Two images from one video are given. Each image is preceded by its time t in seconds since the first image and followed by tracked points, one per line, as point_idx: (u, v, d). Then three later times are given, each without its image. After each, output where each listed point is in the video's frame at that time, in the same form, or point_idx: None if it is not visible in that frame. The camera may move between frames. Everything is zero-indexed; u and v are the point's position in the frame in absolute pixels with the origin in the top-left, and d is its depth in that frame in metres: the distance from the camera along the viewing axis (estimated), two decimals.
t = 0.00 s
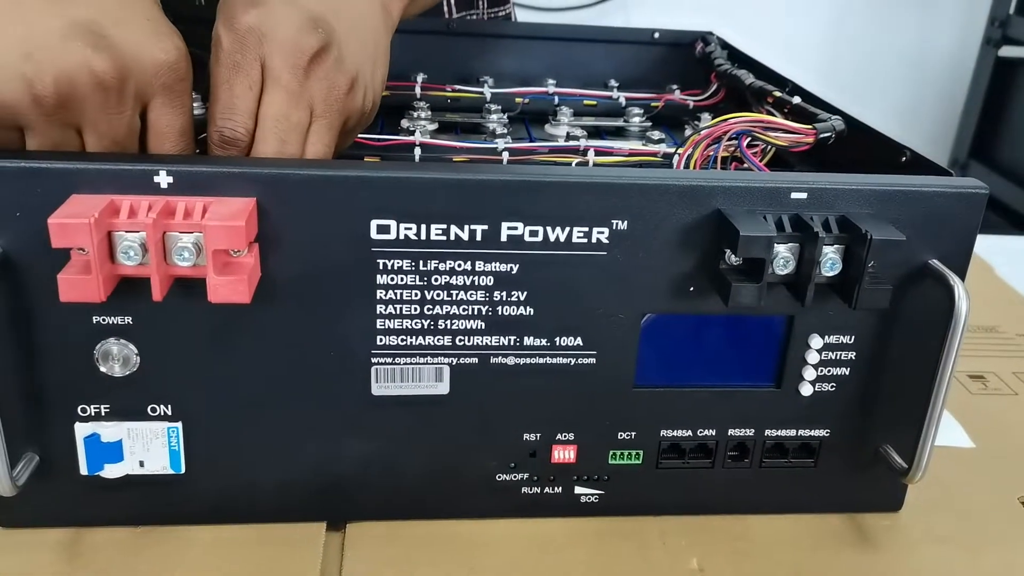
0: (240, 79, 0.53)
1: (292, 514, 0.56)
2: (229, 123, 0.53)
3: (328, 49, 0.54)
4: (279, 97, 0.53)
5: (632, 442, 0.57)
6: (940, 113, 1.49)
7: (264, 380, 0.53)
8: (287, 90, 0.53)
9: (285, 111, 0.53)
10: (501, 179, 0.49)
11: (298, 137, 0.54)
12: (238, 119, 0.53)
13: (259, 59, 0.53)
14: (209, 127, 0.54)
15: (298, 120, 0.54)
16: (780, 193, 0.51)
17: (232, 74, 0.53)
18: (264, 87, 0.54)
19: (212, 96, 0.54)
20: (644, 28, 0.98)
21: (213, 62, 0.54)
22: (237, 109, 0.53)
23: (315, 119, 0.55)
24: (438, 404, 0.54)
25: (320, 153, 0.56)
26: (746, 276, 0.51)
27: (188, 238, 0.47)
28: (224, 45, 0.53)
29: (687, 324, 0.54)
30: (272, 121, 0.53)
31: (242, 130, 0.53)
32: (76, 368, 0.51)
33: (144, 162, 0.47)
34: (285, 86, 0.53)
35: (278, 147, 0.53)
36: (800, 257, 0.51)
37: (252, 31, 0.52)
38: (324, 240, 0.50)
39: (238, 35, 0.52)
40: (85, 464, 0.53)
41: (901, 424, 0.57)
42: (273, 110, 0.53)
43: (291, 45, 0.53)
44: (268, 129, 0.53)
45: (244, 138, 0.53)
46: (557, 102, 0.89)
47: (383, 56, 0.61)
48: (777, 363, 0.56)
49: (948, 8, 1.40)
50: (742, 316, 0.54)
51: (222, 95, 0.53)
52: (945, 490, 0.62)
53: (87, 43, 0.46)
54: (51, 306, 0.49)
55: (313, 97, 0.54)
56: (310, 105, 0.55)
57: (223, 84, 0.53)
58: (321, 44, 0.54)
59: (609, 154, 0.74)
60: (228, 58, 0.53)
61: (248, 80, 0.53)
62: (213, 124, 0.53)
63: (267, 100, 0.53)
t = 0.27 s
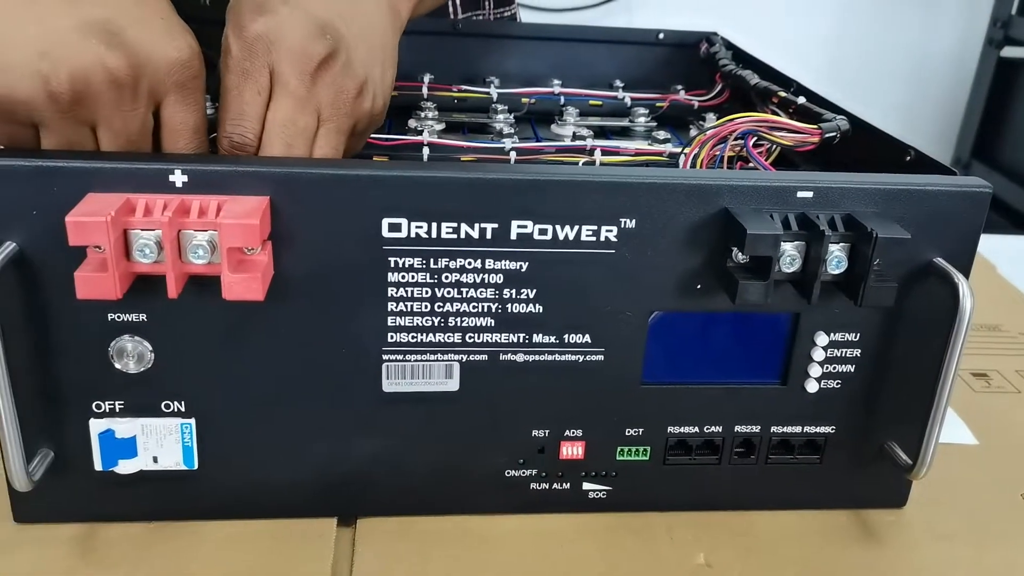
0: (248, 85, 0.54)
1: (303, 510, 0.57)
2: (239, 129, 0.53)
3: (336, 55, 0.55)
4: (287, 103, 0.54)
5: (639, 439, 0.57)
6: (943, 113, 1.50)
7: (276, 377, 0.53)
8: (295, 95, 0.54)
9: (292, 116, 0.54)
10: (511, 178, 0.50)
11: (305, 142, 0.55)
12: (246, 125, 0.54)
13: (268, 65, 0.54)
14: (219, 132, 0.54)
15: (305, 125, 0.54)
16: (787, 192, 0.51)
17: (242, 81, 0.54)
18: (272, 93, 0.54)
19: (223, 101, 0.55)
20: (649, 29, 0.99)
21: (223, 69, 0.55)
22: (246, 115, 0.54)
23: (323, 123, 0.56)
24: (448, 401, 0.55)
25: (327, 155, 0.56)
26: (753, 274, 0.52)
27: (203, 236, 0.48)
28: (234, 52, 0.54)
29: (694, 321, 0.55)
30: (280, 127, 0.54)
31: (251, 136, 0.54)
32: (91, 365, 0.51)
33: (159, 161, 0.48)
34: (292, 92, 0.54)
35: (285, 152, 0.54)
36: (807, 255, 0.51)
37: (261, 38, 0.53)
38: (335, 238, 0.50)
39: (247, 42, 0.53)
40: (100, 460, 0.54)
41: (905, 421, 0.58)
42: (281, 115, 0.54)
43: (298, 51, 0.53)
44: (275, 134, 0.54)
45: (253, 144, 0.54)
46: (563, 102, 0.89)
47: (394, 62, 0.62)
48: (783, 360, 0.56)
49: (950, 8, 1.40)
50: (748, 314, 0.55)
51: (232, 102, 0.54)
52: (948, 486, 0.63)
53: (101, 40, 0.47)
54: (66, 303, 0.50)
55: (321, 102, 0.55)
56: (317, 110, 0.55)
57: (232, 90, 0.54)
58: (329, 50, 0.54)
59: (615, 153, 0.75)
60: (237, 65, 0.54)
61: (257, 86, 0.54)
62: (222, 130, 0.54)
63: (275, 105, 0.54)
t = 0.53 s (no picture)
0: (252, 87, 0.54)
1: (311, 506, 0.57)
2: (247, 133, 0.54)
3: (335, 51, 0.55)
4: (289, 101, 0.54)
5: (645, 435, 0.58)
6: (945, 112, 1.50)
7: (285, 374, 0.54)
8: (296, 93, 0.54)
9: (295, 114, 0.54)
10: (519, 176, 0.50)
11: (309, 139, 0.55)
12: (253, 127, 0.54)
13: (269, 65, 0.54)
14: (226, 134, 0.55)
15: (308, 122, 0.55)
16: (792, 190, 0.52)
17: (245, 82, 0.54)
18: (275, 92, 0.55)
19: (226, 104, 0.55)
20: (652, 29, 0.99)
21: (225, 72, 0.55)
22: (252, 117, 0.54)
23: (325, 120, 0.56)
24: (455, 398, 0.55)
25: (330, 152, 0.57)
26: (758, 271, 0.52)
27: (213, 234, 0.48)
28: (234, 56, 0.54)
29: (700, 318, 0.55)
30: (284, 125, 0.54)
31: (259, 138, 0.54)
32: (101, 361, 0.52)
33: (169, 159, 0.48)
34: (294, 89, 0.54)
35: (291, 150, 0.54)
36: (812, 253, 0.52)
37: (261, 38, 0.54)
38: (344, 236, 0.51)
39: (247, 44, 0.54)
40: (110, 456, 0.54)
41: (909, 418, 0.58)
42: (284, 113, 0.54)
43: (297, 48, 0.54)
44: (280, 133, 0.54)
45: (261, 145, 0.54)
46: (567, 101, 0.90)
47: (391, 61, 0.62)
48: (788, 356, 0.57)
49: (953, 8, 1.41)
50: (754, 311, 0.55)
51: (237, 105, 0.54)
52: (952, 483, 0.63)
53: (113, 42, 0.47)
54: (78, 300, 0.50)
55: (322, 98, 0.56)
56: (319, 107, 0.56)
57: (236, 93, 0.54)
58: (327, 46, 0.55)
59: (620, 152, 0.75)
60: (239, 67, 0.54)
61: (261, 86, 0.54)
62: (231, 136, 0.54)
63: (278, 104, 0.54)
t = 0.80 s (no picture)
0: (257, 78, 0.54)
1: (317, 502, 0.58)
2: (251, 125, 0.53)
3: (340, 44, 0.56)
4: (293, 93, 0.54)
5: (649, 432, 0.58)
6: (946, 111, 1.51)
7: (291, 371, 0.54)
8: (302, 86, 0.55)
9: (300, 106, 0.55)
10: (524, 174, 0.50)
11: (312, 133, 0.55)
12: (256, 119, 0.53)
13: (275, 57, 0.54)
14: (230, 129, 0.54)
15: (312, 115, 0.55)
16: (795, 187, 0.52)
17: (250, 74, 0.54)
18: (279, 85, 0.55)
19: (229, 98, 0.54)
20: (654, 28, 1.00)
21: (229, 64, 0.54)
22: (256, 109, 0.53)
23: (329, 114, 0.57)
24: (460, 395, 0.56)
25: (331, 147, 0.57)
26: (762, 269, 0.52)
27: (220, 231, 0.48)
28: (240, 47, 0.53)
29: (704, 315, 0.55)
30: (287, 118, 0.54)
31: (262, 130, 0.54)
32: (108, 359, 0.52)
33: (176, 158, 0.49)
34: (299, 81, 0.54)
35: (294, 144, 0.54)
36: (815, 250, 0.52)
37: (267, 30, 0.54)
38: (351, 234, 0.51)
39: (253, 35, 0.53)
40: (117, 452, 0.54)
41: (912, 415, 0.58)
42: (288, 106, 0.54)
43: (303, 41, 0.54)
44: (284, 126, 0.54)
45: (264, 138, 0.54)
46: (570, 100, 0.90)
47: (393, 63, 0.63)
48: (791, 353, 0.57)
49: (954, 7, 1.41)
50: (757, 308, 0.55)
51: (240, 97, 0.54)
52: (954, 479, 0.63)
53: (120, 46, 0.47)
54: (86, 298, 0.51)
55: (326, 92, 0.56)
56: (324, 101, 0.56)
57: (241, 84, 0.54)
58: (333, 40, 0.56)
59: (623, 151, 0.76)
60: (244, 59, 0.54)
61: (266, 78, 0.54)
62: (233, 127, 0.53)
63: (282, 96, 0.54)
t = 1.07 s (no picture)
0: (273, 73, 0.54)
1: (321, 499, 0.58)
2: (262, 115, 0.54)
3: (361, 46, 0.56)
4: (311, 92, 0.54)
5: (651, 430, 0.58)
6: (948, 110, 1.51)
7: (294, 369, 0.54)
8: (321, 85, 0.54)
9: (317, 105, 0.54)
10: (527, 172, 0.51)
11: (326, 131, 0.56)
12: (269, 111, 0.54)
13: (294, 54, 0.54)
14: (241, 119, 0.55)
15: (327, 114, 0.55)
16: (798, 186, 0.52)
17: (267, 68, 0.54)
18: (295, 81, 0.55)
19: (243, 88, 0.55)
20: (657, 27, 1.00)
21: (245, 54, 0.54)
22: (269, 102, 0.54)
23: (343, 113, 0.57)
24: (463, 392, 0.56)
25: (343, 145, 0.57)
26: (764, 267, 0.53)
27: (225, 229, 0.48)
28: (260, 40, 0.53)
29: (707, 313, 0.56)
30: (303, 115, 0.54)
31: (273, 122, 0.54)
32: (113, 356, 0.52)
33: (181, 156, 0.49)
34: (317, 80, 0.54)
35: (307, 139, 0.55)
36: (818, 248, 0.52)
37: (289, 27, 0.53)
38: (355, 233, 0.51)
39: (274, 29, 0.53)
40: (121, 450, 0.55)
41: (914, 413, 0.59)
42: (305, 103, 0.54)
43: (326, 41, 0.54)
44: (299, 122, 0.54)
45: (275, 130, 0.54)
46: (572, 99, 0.90)
47: (406, 57, 0.63)
48: (793, 351, 0.57)
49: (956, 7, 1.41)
50: (760, 306, 0.55)
51: (255, 89, 0.54)
52: (956, 477, 0.64)
53: (120, 44, 0.48)
54: (91, 296, 0.51)
55: (343, 92, 0.56)
56: (339, 100, 0.56)
57: (256, 77, 0.54)
58: (355, 41, 0.55)
59: (625, 150, 0.76)
60: (262, 52, 0.54)
61: (282, 74, 0.54)
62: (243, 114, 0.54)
63: (298, 93, 0.54)
